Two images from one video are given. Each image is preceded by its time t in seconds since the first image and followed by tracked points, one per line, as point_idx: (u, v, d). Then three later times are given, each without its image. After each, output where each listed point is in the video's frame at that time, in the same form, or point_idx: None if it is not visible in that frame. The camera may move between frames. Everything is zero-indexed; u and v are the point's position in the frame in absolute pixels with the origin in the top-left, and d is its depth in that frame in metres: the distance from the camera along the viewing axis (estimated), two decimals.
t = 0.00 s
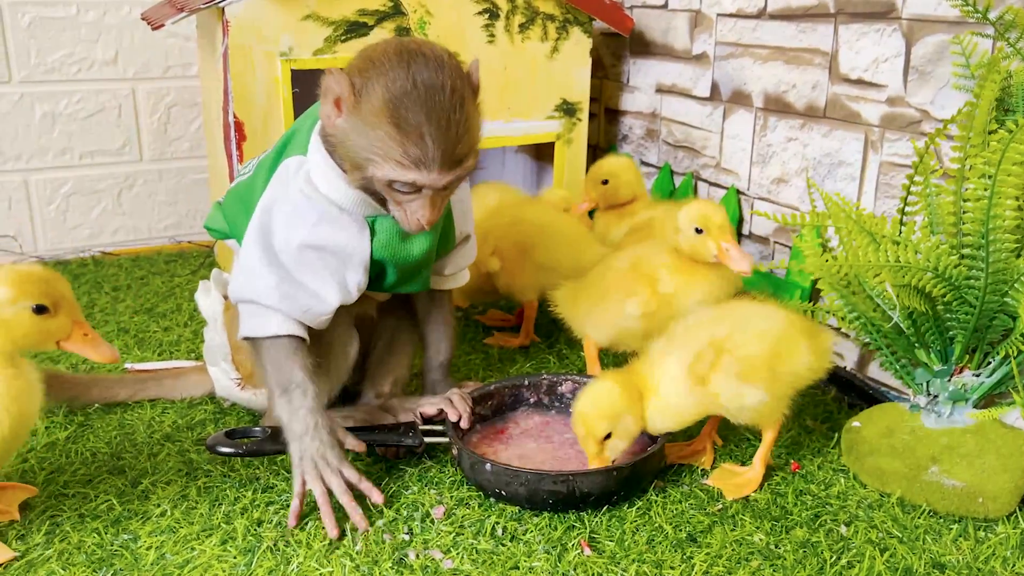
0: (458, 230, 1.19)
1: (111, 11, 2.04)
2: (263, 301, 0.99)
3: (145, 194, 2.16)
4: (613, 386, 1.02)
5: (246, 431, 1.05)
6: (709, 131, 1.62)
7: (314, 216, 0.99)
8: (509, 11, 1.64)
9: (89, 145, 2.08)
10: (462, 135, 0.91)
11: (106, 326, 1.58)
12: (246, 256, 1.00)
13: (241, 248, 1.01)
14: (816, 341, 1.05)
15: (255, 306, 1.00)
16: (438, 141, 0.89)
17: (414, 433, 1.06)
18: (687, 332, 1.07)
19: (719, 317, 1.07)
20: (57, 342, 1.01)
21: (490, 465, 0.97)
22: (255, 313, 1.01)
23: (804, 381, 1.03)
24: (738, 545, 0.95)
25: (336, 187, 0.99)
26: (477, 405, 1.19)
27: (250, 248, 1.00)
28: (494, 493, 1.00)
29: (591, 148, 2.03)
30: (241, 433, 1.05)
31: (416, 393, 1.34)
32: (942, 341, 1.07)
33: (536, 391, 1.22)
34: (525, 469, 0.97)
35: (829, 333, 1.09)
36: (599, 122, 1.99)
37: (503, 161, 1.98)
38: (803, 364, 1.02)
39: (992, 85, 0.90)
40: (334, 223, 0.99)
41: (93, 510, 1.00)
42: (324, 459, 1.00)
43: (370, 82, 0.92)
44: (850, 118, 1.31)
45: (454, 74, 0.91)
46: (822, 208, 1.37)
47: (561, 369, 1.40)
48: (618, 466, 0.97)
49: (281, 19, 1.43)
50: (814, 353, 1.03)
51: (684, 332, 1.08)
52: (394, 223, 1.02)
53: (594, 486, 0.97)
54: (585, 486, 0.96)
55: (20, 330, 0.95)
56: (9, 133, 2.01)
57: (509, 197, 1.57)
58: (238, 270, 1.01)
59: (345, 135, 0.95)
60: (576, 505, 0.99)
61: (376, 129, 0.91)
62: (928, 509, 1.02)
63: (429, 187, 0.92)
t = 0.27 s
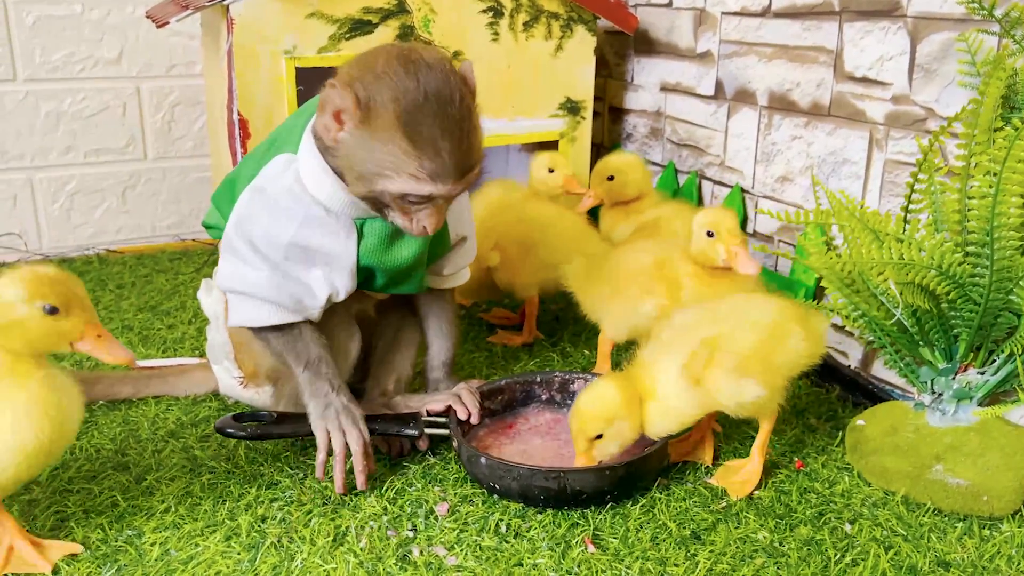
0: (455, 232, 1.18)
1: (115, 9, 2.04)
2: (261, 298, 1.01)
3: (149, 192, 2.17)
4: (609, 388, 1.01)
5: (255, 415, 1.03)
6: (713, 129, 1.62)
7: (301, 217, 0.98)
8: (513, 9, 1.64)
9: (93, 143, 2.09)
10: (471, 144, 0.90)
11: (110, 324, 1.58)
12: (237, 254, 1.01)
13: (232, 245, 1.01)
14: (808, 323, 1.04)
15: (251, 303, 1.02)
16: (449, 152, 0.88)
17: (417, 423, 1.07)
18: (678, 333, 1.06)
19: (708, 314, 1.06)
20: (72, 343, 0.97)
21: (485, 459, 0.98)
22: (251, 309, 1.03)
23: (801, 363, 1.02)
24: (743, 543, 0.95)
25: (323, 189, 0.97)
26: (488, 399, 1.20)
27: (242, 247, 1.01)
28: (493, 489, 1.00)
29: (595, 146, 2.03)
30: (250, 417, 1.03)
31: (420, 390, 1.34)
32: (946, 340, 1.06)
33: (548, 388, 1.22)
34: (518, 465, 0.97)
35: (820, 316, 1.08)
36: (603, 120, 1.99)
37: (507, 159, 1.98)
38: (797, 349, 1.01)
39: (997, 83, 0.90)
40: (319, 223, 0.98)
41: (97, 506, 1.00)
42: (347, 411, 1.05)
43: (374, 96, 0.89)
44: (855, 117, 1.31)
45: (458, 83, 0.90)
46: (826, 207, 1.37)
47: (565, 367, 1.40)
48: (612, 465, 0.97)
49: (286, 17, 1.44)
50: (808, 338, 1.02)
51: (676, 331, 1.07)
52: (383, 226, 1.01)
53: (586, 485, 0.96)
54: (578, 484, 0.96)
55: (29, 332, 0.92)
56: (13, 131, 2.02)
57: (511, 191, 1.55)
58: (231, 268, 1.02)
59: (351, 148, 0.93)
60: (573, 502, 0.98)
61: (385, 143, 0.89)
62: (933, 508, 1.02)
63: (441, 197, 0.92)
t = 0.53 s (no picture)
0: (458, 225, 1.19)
1: (120, 8, 2.04)
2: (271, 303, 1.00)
3: (153, 191, 2.17)
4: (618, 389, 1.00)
5: (257, 420, 1.03)
6: (717, 129, 1.62)
7: (310, 216, 0.98)
8: (518, 8, 1.64)
9: (97, 142, 2.09)
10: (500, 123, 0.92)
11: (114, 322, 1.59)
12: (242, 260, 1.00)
13: (236, 251, 1.00)
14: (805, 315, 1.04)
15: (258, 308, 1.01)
16: (489, 129, 0.90)
17: (420, 425, 1.07)
18: (673, 334, 1.06)
19: (700, 311, 1.06)
20: (120, 331, 0.90)
21: (488, 459, 0.98)
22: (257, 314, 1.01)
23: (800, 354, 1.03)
24: (747, 543, 0.95)
25: (334, 185, 0.97)
26: (490, 399, 1.20)
27: (246, 251, 0.99)
28: (497, 489, 1.00)
29: (599, 146, 2.03)
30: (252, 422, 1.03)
31: (423, 390, 1.34)
32: (951, 340, 1.06)
33: (551, 386, 1.22)
34: (520, 464, 0.97)
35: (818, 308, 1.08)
36: (607, 120, 1.99)
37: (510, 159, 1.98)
38: (792, 340, 1.02)
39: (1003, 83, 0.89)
40: (331, 222, 0.98)
41: (102, 505, 1.01)
42: (352, 420, 1.06)
43: (408, 87, 0.88)
44: (859, 117, 1.30)
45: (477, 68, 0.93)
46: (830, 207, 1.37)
47: (568, 367, 1.40)
48: (615, 464, 0.97)
49: (290, 16, 1.44)
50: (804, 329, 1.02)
51: (672, 330, 1.07)
52: (393, 221, 1.01)
53: (590, 483, 0.96)
54: (581, 484, 0.96)
55: (70, 329, 0.86)
56: (18, 130, 2.02)
57: (511, 187, 1.55)
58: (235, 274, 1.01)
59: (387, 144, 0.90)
60: (578, 502, 0.99)
61: (429, 132, 0.88)
62: (937, 508, 1.02)
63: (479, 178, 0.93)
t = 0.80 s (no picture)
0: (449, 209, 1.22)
1: (124, 7, 2.05)
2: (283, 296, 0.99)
3: (156, 190, 2.17)
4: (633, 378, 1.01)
5: (259, 418, 1.04)
6: (720, 129, 1.62)
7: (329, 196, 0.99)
8: (521, 8, 1.64)
9: (101, 141, 2.09)
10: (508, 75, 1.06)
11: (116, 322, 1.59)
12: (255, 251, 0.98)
13: (247, 242, 0.99)
14: (830, 362, 1.05)
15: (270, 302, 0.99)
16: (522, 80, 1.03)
17: (422, 425, 1.07)
18: (696, 340, 1.06)
19: (732, 326, 1.07)
20: (172, 335, 0.84)
21: (491, 459, 0.98)
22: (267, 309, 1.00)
23: (815, 398, 1.03)
24: (749, 543, 0.95)
25: (353, 163, 1.00)
26: (493, 399, 1.20)
27: (258, 244, 0.98)
28: (499, 489, 1.00)
29: (601, 146, 2.03)
30: (254, 420, 1.04)
31: (426, 390, 1.34)
32: (952, 340, 1.06)
33: (553, 386, 1.22)
34: (523, 464, 0.97)
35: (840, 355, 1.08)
36: (610, 120, 1.99)
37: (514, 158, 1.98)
38: (814, 380, 1.02)
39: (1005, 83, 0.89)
40: (350, 202, 0.99)
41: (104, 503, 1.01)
42: (365, 420, 1.05)
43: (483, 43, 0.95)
44: (862, 117, 1.30)
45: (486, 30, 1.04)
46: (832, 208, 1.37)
47: (570, 367, 1.40)
48: (618, 464, 0.97)
49: (293, 16, 1.44)
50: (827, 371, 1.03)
51: (696, 338, 1.07)
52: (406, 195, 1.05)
53: (593, 484, 0.97)
54: (583, 484, 0.96)
55: (111, 321, 0.80)
56: (21, 129, 2.02)
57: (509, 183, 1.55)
58: (245, 266, 1.00)
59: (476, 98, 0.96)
60: (581, 502, 0.99)
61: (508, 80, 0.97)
62: (940, 509, 1.02)
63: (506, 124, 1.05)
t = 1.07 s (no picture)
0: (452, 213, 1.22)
1: (127, 8, 2.05)
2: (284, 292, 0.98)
3: (159, 190, 2.18)
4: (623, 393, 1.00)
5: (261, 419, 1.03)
6: (723, 131, 1.62)
7: (332, 192, 1.00)
8: (523, 10, 1.64)
9: (104, 141, 2.09)
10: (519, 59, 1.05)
11: (119, 322, 1.59)
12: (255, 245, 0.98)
13: (250, 237, 0.99)
14: (823, 358, 1.05)
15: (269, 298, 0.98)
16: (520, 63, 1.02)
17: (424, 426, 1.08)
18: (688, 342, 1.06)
19: (726, 325, 1.06)
20: (349, 346, 0.84)
21: (493, 461, 0.98)
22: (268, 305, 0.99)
23: (806, 393, 1.03)
24: (751, 547, 0.95)
25: (354, 159, 1.02)
26: (494, 401, 1.20)
27: (264, 238, 0.97)
28: (501, 491, 1.00)
29: (604, 148, 2.03)
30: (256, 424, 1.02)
31: (427, 392, 1.34)
32: (954, 343, 1.05)
33: (555, 389, 1.22)
34: (525, 467, 0.97)
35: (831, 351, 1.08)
36: (612, 122, 1.99)
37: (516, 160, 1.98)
38: (807, 377, 1.02)
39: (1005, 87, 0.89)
40: (351, 197, 1.01)
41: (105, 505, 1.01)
42: (365, 425, 1.04)
43: (451, 33, 0.97)
44: (865, 120, 1.30)
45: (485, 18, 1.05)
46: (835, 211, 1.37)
47: (572, 369, 1.40)
48: (620, 467, 0.97)
49: (297, 17, 1.44)
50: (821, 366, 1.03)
51: (688, 339, 1.06)
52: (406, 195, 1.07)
53: (594, 486, 0.97)
54: (585, 486, 0.96)
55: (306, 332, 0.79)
56: (24, 129, 2.02)
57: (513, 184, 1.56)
58: (246, 263, 0.99)
59: (450, 88, 0.98)
60: (583, 505, 0.99)
61: (487, 64, 0.98)
62: (942, 513, 1.01)
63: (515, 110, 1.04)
